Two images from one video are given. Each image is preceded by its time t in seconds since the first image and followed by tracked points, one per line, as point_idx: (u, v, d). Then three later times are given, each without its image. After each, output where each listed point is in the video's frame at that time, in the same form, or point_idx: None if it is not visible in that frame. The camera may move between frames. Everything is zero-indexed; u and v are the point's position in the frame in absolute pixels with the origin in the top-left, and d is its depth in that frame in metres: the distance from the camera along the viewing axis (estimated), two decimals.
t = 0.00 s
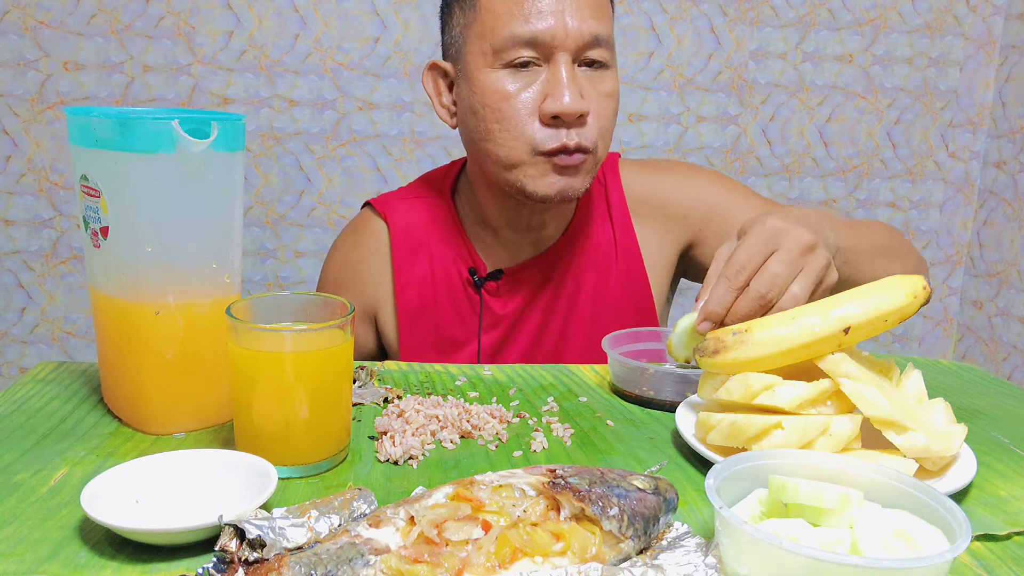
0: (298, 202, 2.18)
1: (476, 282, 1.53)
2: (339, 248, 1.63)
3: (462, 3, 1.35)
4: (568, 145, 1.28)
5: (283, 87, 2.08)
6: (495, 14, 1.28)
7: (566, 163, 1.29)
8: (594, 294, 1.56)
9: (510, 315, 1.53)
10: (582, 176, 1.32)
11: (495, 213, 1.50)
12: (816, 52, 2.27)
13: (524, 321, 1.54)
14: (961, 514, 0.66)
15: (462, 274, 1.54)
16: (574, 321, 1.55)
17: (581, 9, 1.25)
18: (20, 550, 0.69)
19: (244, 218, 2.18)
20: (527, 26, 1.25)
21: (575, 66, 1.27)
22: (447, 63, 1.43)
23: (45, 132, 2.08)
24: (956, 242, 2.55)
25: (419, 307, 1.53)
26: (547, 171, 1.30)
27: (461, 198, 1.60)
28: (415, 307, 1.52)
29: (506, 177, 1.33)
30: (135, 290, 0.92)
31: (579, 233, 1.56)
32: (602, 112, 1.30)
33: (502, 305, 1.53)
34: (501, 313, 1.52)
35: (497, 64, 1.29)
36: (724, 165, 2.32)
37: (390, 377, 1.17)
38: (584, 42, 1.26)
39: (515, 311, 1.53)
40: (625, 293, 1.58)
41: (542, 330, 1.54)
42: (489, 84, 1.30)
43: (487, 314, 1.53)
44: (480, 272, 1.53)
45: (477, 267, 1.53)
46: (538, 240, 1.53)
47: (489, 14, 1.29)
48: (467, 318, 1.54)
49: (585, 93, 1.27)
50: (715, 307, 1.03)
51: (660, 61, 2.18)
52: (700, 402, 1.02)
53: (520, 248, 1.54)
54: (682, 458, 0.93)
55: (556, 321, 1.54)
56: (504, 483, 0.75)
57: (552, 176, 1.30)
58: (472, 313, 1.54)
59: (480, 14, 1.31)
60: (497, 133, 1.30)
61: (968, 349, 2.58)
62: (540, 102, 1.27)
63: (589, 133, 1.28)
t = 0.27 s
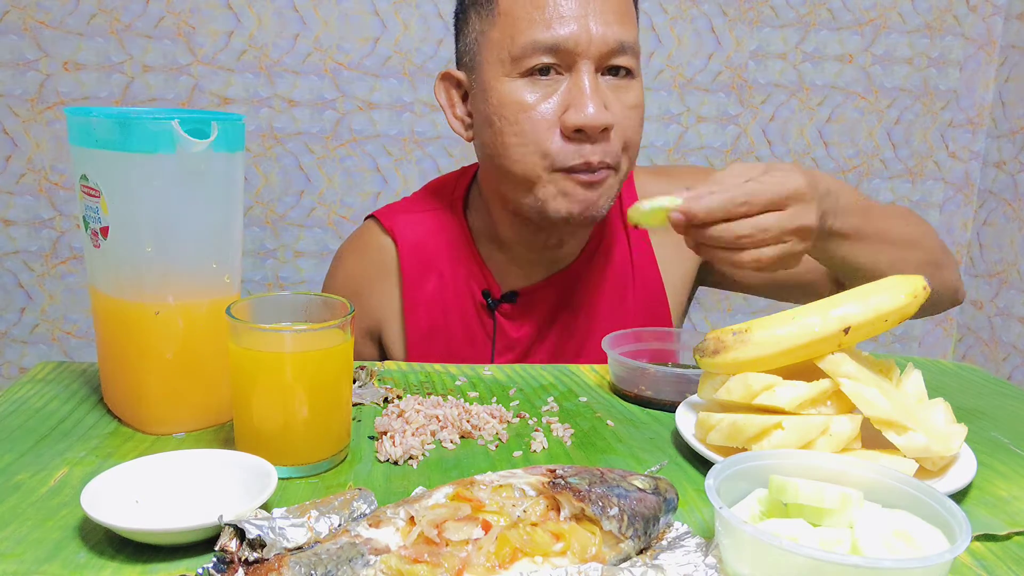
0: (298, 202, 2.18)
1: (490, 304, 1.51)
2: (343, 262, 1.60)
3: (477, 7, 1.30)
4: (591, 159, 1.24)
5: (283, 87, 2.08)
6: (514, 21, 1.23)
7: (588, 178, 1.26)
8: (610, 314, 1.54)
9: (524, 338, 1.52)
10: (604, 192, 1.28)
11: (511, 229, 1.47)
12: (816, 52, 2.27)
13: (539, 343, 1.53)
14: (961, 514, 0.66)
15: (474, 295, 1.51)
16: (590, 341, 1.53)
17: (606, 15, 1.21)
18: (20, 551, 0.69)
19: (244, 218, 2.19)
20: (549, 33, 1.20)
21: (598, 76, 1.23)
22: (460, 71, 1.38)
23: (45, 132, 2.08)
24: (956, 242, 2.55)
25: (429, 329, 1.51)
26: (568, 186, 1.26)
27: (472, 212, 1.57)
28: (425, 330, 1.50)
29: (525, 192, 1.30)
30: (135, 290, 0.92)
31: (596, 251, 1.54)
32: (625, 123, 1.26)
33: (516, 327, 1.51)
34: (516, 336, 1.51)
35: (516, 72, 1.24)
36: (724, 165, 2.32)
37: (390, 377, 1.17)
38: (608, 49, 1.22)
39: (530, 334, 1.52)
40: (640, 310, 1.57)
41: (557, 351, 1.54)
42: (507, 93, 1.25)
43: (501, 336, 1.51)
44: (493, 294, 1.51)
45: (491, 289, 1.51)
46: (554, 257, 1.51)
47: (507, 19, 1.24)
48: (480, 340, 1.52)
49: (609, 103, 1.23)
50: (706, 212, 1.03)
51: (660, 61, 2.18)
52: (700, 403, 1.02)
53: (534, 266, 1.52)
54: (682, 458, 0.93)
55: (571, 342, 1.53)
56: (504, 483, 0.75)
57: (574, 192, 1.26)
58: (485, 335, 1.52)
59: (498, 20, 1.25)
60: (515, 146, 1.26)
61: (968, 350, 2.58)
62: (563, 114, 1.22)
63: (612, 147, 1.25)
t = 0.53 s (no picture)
0: (298, 202, 2.18)
1: (493, 324, 1.50)
2: (341, 275, 1.58)
3: (479, 13, 1.28)
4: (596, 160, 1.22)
5: (283, 87, 2.08)
6: (520, 28, 1.21)
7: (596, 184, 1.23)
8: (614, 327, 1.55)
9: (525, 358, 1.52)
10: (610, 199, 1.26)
11: (515, 248, 1.46)
12: (816, 52, 2.27)
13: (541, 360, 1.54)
14: (962, 514, 0.66)
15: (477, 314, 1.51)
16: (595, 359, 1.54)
17: (613, 18, 1.19)
18: (19, 551, 0.69)
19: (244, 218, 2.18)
20: (555, 36, 1.18)
21: (605, 79, 1.21)
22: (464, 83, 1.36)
23: (45, 132, 2.08)
24: (956, 242, 2.55)
25: (429, 349, 1.49)
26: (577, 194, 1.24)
27: (474, 227, 1.56)
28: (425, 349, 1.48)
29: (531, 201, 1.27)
30: (134, 290, 0.92)
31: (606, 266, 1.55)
32: (634, 128, 1.24)
33: (518, 346, 1.51)
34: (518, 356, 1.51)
35: (521, 81, 1.22)
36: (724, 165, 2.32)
37: (390, 377, 1.17)
38: (617, 52, 1.20)
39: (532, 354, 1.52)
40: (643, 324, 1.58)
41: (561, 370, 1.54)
42: (512, 100, 1.23)
43: (502, 355, 1.51)
44: (495, 312, 1.50)
45: (494, 306, 1.50)
46: (559, 275, 1.50)
47: (510, 24, 1.22)
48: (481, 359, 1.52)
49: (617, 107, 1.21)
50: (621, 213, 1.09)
51: (660, 61, 2.18)
52: (700, 403, 1.02)
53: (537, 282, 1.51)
54: (682, 458, 0.93)
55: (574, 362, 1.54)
56: (504, 484, 0.75)
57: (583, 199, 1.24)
58: (486, 355, 1.52)
59: (504, 28, 1.23)
60: (520, 154, 1.24)
61: (968, 350, 2.58)
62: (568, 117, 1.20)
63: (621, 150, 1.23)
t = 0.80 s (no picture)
0: (298, 202, 2.18)
1: (487, 326, 1.50)
2: (338, 279, 1.59)
3: (478, 23, 1.27)
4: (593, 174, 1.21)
5: (282, 87, 2.08)
6: (516, 38, 1.20)
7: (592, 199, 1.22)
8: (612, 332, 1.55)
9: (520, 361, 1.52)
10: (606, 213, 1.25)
11: (510, 252, 1.45)
12: (816, 52, 2.27)
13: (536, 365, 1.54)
14: (962, 514, 0.66)
15: (471, 317, 1.50)
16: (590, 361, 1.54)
17: (612, 30, 1.18)
18: (18, 551, 0.69)
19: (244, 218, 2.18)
20: (553, 49, 1.17)
21: (604, 93, 1.20)
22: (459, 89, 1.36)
23: (45, 132, 2.08)
24: (956, 242, 2.55)
25: (425, 352, 1.49)
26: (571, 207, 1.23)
27: (469, 230, 1.55)
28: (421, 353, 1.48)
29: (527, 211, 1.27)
30: (134, 290, 0.92)
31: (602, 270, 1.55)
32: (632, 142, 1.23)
33: (513, 350, 1.51)
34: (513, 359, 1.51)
35: (517, 91, 1.22)
36: (724, 165, 2.32)
37: (390, 377, 1.17)
38: (616, 65, 1.19)
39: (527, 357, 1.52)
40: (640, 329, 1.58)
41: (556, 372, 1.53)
42: (509, 111, 1.22)
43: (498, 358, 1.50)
44: (490, 315, 1.50)
45: (488, 310, 1.50)
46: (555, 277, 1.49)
47: (509, 35, 1.21)
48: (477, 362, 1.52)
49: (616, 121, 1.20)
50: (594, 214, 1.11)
51: (660, 61, 2.18)
52: (700, 403, 1.02)
53: (532, 284, 1.51)
54: (682, 458, 0.93)
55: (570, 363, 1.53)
56: (504, 484, 0.75)
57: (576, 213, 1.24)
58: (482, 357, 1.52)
59: (500, 37, 1.23)
60: (517, 166, 1.23)
61: (968, 350, 2.58)
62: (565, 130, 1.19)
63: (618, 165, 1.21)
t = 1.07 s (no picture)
0: (298, 202, 2.18)
1: (477, 322, 1.49)
2: (331, 277, 1.59)
3: (459, 21, 1.28)
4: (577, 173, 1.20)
5: (282, 87, 2.08)
6: (496, 36, 1.21)
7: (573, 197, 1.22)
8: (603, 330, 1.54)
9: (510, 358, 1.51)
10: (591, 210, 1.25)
11: (498, 248, 1.44)
12: (816, 52, 2.27)
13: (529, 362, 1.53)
14: (962, 514, 0.66)
15: (462, 313, 1.51)
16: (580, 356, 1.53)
17: (591, 27, 1.18)
18: (18, 551, 0.69)
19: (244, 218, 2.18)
20: (533, 46, 1.18)
21: (584, 90, 1.20)
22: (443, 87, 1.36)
23: (45, 132, 2.08)
24: (956, 242, 2.55)
25: (417, 350, 1.50)
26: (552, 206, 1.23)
27: (459, 225, 1.54)
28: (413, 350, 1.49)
29: (510, 209, 1.27)
30: (134, 290, 0.92)
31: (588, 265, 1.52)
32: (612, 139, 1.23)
33: (504, 347, 1.51)
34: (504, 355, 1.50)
35: (498, 89, 1.22)
36: (724, 165, 2.32)
37: (390, 377, 1.17)
38: (595, 62, 1.19)
39: (518, 353, 1.51)
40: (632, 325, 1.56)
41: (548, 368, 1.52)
42: (489, 110, 1.22)
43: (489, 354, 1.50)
44: (480, 311, 1.50)
45: (478, 306, 1.50)
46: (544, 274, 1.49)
47: (489, 34, 1.22)
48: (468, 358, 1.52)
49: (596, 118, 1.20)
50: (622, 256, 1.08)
51: (660, 61, 2.18)
52: (700, 403, 1.02)
53: (522, 281, 1.50)
54: (682, 458, 0.93)
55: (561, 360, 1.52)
56: (504, 484, 0.75)
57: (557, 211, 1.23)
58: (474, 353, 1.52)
59: (480, 35, 1.23)
60: (498, 164, 1.23)
61: (968, 349, 2.58)
62: (546, 128, 1.19)
63: (599, 163, 1.21)
